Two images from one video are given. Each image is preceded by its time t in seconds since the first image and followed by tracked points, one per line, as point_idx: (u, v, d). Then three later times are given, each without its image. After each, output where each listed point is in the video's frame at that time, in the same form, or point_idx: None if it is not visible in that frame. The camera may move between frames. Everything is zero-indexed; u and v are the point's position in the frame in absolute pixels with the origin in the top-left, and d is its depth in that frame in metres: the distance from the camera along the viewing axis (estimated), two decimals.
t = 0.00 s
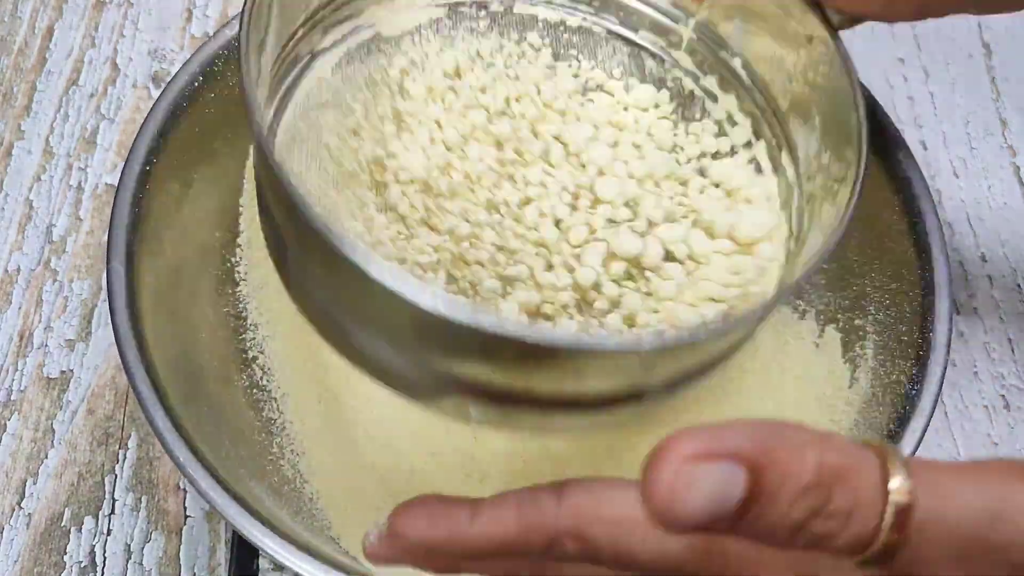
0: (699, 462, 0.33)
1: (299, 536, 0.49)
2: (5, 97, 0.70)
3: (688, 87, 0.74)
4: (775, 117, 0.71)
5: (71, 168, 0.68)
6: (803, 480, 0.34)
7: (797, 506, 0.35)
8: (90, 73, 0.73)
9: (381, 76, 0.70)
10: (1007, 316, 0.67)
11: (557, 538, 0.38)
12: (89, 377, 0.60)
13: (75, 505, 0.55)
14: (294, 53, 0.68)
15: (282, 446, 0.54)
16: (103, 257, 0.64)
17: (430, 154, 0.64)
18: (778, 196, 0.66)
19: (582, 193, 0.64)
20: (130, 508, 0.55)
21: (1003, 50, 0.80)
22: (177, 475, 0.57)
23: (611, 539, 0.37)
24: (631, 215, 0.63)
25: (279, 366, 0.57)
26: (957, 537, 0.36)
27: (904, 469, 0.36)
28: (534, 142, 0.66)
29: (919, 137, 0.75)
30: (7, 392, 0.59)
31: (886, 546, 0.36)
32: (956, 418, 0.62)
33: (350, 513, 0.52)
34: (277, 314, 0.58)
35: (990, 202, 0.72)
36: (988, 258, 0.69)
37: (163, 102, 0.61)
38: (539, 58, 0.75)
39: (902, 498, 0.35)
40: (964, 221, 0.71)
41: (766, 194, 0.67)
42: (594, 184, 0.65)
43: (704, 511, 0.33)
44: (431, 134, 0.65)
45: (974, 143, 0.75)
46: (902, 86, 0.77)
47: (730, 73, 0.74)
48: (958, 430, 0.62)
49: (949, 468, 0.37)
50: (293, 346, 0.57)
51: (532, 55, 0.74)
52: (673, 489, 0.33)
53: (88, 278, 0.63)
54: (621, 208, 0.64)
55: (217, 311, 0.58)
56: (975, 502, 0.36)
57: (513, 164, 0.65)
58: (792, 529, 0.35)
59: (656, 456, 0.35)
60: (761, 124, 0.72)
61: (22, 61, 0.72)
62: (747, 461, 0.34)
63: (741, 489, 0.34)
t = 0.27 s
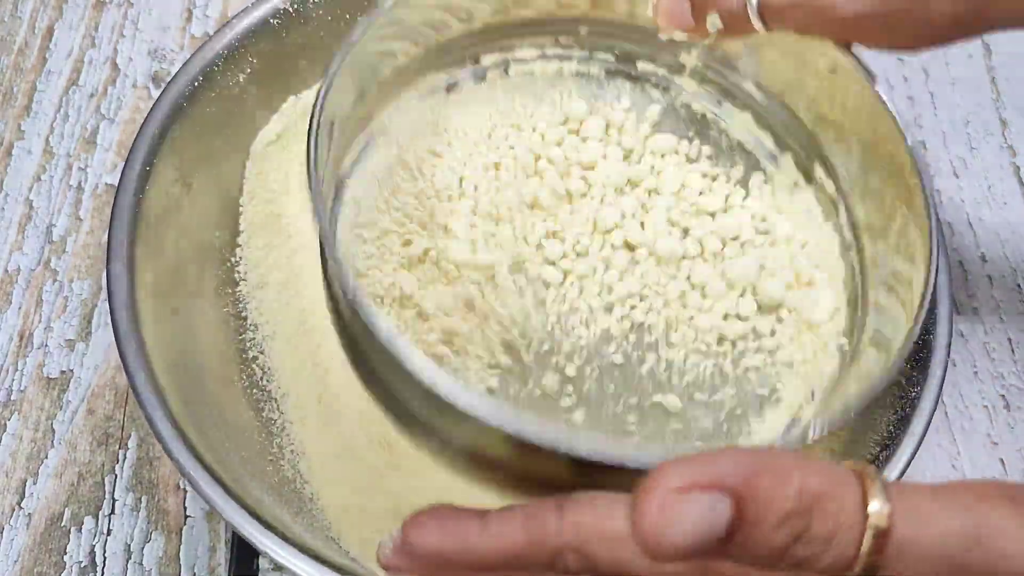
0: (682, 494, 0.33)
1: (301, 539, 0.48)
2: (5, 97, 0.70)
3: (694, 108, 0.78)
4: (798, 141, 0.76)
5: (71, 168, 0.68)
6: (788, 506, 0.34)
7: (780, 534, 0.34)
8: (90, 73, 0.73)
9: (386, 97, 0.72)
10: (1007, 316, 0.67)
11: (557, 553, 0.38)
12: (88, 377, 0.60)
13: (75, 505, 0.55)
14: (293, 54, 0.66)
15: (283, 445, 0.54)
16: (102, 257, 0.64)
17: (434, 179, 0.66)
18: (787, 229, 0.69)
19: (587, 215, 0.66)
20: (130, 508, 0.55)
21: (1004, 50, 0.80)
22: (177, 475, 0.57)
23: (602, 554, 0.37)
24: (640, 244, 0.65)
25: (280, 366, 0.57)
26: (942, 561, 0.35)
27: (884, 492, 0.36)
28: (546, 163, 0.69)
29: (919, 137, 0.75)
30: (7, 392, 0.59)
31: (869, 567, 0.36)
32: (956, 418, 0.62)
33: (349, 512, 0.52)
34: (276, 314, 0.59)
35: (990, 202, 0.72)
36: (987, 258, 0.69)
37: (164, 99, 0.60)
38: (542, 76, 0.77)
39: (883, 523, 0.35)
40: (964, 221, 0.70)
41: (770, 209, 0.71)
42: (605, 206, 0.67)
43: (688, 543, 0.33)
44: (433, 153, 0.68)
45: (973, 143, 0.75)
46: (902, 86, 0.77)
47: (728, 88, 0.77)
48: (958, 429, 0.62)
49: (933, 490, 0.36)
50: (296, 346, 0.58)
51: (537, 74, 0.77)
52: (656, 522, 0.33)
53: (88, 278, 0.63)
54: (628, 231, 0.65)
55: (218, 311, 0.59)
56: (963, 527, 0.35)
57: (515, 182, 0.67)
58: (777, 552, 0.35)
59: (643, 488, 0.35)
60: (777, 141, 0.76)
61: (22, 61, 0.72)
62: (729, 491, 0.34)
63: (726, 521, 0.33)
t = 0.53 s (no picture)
0: (811, 381, 0.26)
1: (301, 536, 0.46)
2: (5, 97, 0.71)
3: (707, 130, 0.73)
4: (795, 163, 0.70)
5: (71, 168, 0.68)
6: (920, 415, 0.27)
7: (909, 441, 0.27)
8: (90, 73, 0.73)
9: (401, 117, 0.72)
10: (1008, 316, 0.66)
11: (628, 487, 0.33)
12: (88, 377, 0.60)
13: (75, 505, 0.55)
14: (297, 52, 0.65)
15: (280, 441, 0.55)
16: (102, 257, 0.64)
17: (426, 195, 0.67)
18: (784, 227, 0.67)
19: (556, 232, 0.65)
20: (130, 508, 0.55)
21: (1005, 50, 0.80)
22: (177, 474, 0.56)
23: (696, 505, 0.32)
24: (617, 257, 0.64)
25: (280, 365, 0.58)
26: None
27: None
28: (505, 180, 0.67)
29: (918, 138, 0.75)
30: (7, 392, 0.59)
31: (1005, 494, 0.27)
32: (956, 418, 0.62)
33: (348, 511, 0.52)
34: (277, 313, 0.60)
35: (990, 202, 0.72)
36: (987, 258, 0.69)
37: (165, 97, 0.59)
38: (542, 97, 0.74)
39: None
40: (963, 221, 0.71)
41: (764, 243, 0.65)
42: (577, 231, 0.65)
43: (810, 439, 0.27)
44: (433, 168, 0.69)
45: (973, 143, 0.75)
46: (901, 86, 0.77)
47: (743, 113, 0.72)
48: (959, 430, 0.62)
49: None
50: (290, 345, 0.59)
51: (555, 95, 0.74)
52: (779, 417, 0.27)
53: (88, 278, 0.63)
54: (599, 245, 0.64)
55: (218, 308, 0.59)
56: None
57: (486, 197, 0.67)
58: (899, 467, 0.28)
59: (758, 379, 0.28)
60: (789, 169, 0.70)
61: (23, 62, 0.72)
62: (860, 389, 0.27)
63: (847, 423, 0.27)
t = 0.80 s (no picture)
0: None
1: (310, 544, 0.46)
2: (6, 97, 0.71)
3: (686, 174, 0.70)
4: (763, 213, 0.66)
5: (71, 168, 0.68)
6: None
7: None
8: (89, 73, 0.73)
9: (395, 142, 0.70)
10: (1008, 316, 0.66)
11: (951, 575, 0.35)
12: (88, 377, 0.59)
13: (75, 505, 0.55)
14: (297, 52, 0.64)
15: (273, 444, 0.54)
16: (102, 257, 0.64)
17: (399, 215, 0.67)
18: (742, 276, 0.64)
19: (522, 264, 0.64)
20: (130, 508, 0.55)
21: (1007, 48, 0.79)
22: (177, 474, 0.56)
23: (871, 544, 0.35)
24: (578, 293, 0.63)
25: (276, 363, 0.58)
26: None
27: None
28: (479, 211, 0.66)
29: (918, 138, 0.75)
30: (7, 392, 0.59)
31: None
32: (956, 418, 0.62)
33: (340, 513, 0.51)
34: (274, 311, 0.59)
35: (990, 202, 0.72)
36: (987, 258, 0.69)
37: (165, 98, 0.58)
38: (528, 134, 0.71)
39: None
40: (964, 221, 0.71)
41: (717, 292, 0.63)
42: (542, 265, 0.64)
43: None
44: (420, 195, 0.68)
45: (973, 143, 0.75)
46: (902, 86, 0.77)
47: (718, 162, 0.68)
48: (957, 430, 0.62)
49: None
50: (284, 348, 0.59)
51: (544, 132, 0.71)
52: None
53: (88, 278, 0.63)
54: (563, 279, 0.63)
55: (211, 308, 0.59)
56: None
57: (463, 223, 0.66)
58: None
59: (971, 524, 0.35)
60: (759, 219, 0.66)
61: (23, 62, 0.73)
62: None
63: None
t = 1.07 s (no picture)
0: None
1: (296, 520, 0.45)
2: (5, 97, 0.71)
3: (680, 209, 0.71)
4: (751, 248, 0.67)
5: (71, 168, 0.68)
6: None
7: None
8: (89, 73, 0.73)
9: (400, 149, 0.70)
10: (1008, 316, 0.67)
11: None
12: (89, 377, 0.60)
13: (75, 505, 0.55)
14: (313, 45, 0.65)
15: (266, 427, 0.53)
16: (103, 257, 0.64)
17: (400, 216, 0.67)
18: (729, 305, 0.65)
19: (519, 274, 0.64)
20: (130, 508, 0.55)
21: (1005, 49, 0.80)
22: (177, 474, 0.57)
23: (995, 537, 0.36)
24: (573, 307, 0.63)
25: (274, 350, 0.57)
26: None
27: None
28: (480, 220, 0.67)
29: (918, 137, 0.75)
30: (7, 391, 0.59)
31: None
32: (956, 418, 0.62)
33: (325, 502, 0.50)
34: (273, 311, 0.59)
35: (990, 202, 0.72)
36: (987, 258, 0.69)
37: (180, 76, 0.57)
38: (529, 159, 0.72)
39: None
40: (964, 221, 0.71)
41: (707, 318, 0.64)
42: (538, 275, 0.64)
43: None
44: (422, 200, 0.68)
45: (973, 143, 0.75)
46: (902, 86, 0.77)
47: (713, 197, 0.69)
48: (958, 430, 0.62)
49: None
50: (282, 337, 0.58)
51: (545, 157, 0.73)
52: None
53: (88, 278, 0.63)
54: (558, 292, 0.64)
55: (208, 289, 0.58)
56: None
57: (463, 229, 0.66)
58: None
59: None
60: (747, 254, 0.68)
61: (22, 61, 0.72)
62: None
63: None
